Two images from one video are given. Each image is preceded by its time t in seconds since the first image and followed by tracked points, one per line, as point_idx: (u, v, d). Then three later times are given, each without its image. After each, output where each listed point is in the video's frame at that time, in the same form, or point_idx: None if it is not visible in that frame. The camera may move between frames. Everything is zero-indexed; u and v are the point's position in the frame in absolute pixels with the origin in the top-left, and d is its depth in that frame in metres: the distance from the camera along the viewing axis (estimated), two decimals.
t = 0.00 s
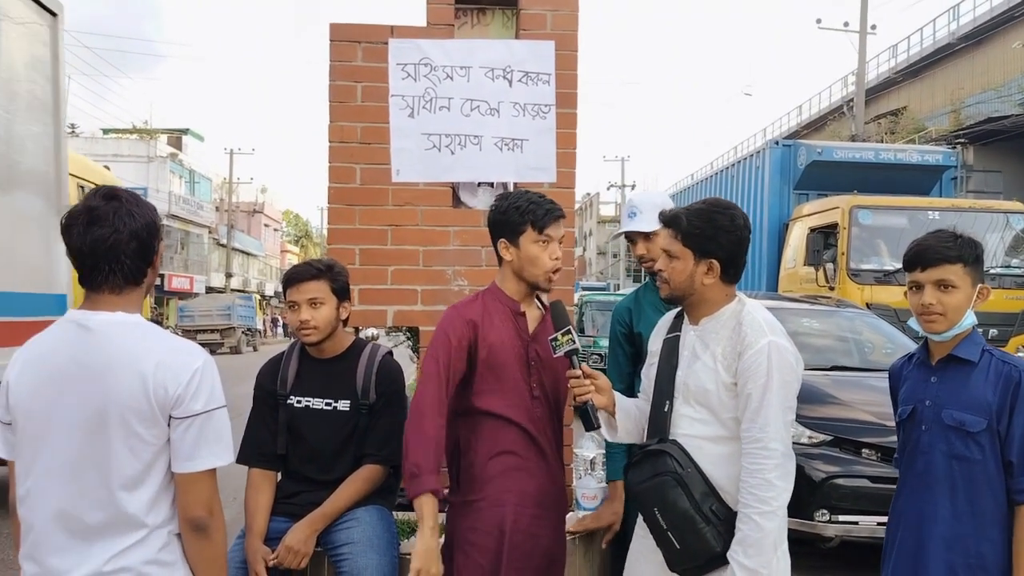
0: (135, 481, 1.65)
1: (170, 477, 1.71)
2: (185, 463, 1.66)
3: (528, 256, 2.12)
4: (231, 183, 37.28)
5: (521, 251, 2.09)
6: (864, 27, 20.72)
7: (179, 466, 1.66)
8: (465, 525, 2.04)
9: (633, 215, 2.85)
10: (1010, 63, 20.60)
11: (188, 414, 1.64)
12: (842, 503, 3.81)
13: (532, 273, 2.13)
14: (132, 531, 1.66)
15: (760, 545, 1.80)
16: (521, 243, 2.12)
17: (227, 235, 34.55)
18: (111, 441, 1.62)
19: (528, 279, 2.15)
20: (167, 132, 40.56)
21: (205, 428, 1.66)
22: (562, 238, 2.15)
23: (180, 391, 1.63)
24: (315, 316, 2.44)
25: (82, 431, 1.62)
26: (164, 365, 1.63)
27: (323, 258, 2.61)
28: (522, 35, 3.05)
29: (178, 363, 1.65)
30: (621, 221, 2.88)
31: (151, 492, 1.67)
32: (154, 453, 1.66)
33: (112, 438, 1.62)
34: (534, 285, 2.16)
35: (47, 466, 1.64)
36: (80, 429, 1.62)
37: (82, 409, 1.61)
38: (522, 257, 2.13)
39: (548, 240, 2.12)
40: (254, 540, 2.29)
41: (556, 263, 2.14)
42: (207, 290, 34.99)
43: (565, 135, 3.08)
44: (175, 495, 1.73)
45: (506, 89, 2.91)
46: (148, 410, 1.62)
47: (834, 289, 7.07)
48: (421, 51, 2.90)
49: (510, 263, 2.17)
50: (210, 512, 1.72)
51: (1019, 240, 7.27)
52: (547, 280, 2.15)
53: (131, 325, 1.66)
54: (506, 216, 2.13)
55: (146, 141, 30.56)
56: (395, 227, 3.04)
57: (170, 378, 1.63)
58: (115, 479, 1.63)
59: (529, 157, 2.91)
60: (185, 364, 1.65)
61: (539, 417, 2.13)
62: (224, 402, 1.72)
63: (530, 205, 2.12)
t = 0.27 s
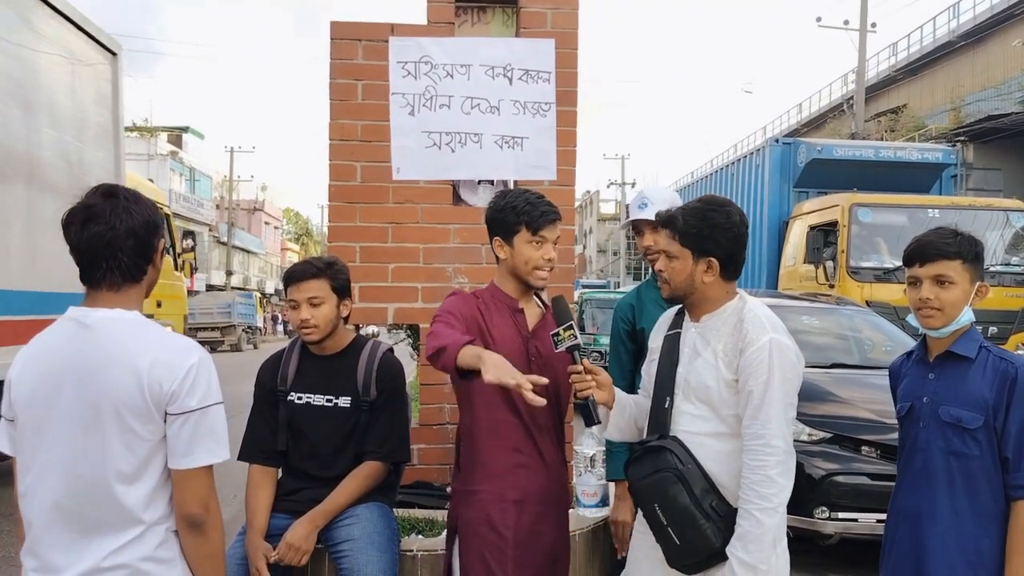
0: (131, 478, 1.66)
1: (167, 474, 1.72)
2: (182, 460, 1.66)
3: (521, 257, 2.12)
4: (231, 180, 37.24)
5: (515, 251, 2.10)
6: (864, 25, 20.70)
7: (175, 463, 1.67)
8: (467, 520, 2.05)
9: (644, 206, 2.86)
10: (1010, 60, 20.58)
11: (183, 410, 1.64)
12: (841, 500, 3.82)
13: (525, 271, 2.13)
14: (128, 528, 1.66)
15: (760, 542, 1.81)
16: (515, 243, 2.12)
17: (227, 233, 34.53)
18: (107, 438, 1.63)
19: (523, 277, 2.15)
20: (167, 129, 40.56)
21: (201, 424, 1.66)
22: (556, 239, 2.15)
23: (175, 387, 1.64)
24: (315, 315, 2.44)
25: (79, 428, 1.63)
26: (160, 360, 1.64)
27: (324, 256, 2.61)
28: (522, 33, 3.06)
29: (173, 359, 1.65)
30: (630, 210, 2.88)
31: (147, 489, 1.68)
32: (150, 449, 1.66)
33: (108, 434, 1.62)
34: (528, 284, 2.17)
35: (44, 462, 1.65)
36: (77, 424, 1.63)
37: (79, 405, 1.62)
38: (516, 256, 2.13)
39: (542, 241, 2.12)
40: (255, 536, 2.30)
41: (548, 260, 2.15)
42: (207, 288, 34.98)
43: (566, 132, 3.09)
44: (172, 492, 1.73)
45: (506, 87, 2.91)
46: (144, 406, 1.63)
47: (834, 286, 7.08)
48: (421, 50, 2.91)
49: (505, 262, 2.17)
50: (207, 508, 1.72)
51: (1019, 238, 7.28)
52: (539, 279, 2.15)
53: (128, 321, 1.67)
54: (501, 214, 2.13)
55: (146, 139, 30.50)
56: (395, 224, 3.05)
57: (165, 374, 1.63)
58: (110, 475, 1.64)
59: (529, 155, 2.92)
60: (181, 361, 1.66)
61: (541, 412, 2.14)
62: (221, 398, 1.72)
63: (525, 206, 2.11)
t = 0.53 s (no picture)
0: (133, 474, 1.66)
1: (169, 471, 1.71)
2: (181, 456, 1.66)
3: (529, 249, 2.13)
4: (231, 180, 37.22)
5: (521, 243, 2.10)
6: (864, 25, 20.72)
7: (175, 459, 1.66)
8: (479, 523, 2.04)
9: (652, 200, 2.85)
10: (1010, 60, 20.60)
11: (183, 406, 1.64)
12: (841, 499, 3.81)
13: (532, 263, 2.13)
14: (130, 524, 1.66)
15: (759, 539, 1.80)
16: (521, 236, 2.12)
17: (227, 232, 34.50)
18: (108, 434, 1.62)
19: (530, 270, 2.15)
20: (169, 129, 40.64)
21: (200, 420, 1.66)
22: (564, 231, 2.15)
23: (175, 382, 1.64)
24: (312, 314, 2.44)
25: (81, 425, 1.63)
26: (160, 357, 1.64)
27: (324, 254, 2.60)
28: (523, 32, 3.06)
29: (173, 355, 1.65)
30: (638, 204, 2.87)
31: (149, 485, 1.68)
32: (151, 445, 1.66)
33: (108, 430, 1.62)
34: (537, 276, 2.16)
35: (46, 459, 1.65)
36: (79, 421, 1.63)
37: (79, 402, 1.62)
38: (522, 249, 2.13)
39: (548, 233, 2.12)
40: (255, 533, 2.30)
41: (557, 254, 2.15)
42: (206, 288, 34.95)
43: (566, 131, 3.09)
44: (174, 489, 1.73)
45: (507, 85, 2.91)
46: (143, 402, 1.62)
47: (834, 286, 7.08)
48: (421, 48, 2.90)
49: (512, 256, 2.18)
50: (208, 504, 1.71)
51: (1019, 237, 7.28)
52: (546, 272, 2.15)
53: (129, 317, 1.67)
54: (507, 210, 2.15)
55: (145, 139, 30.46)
56: (396, 223, 3.05)
57: (165, 369, 1.63)
58: (112, 472, 1.64)
59: (529, 153, 2.92)
60: (181, 357, 1.66)
61: (544, 412, 2.14)
62: (221, 394, 1.72)
63: (530, 199, 2.13)
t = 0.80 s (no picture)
0: (138, 468, 1.66)
1: (175, 464, 1.72)
2: (186, 450, 1.66)
3: (527, 241, 2.13)
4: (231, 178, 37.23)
5: (519, 234, 2.10)
6: (865, 22, 20.70)
7: (179, 453, 1.67)
8: (469, 521, 2.04)
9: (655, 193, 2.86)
10: (1011, 57, 20.59)
11: (188, 400, 1.64)
12: (840, 496, 3.81)
13: (531, 255, 2.14)
14: (135, 517, 1.66)
15: (757, 536, 1.80)
16: (519, 228, 2.13)
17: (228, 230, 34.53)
18: (113, 426, 1.63)
19: (530, 262, 2.16)
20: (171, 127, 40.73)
21: (205, 415, 1.66)
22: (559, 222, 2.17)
23: (179, 376, 1.64)
24: (309, 310, 2.44)
25: (86, 417, 1.63)
26: (165, 350, 1.64)
27: (322, 250, 2.61)
28: (522, 28, 3.06)
29: (177, 349, 1.65)
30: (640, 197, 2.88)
31: (154, 479, 1.68)
32: (155, 439, 1.66)
33: (113, 423, 1.63)
34: (537, 268, 2.17)
35: (52, 451, 1.66)
36: (83, 414, 1.63)
37: (85, 394, 1.62)
38: (521, 241, 2.13)
39: (546, 223, 2.14)
40: (254, 529, 2.30)
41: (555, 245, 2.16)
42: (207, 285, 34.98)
43: (565, 128, 3.09)
44: (179, 482, 1.73)
45: (506, 82, 2.91)
46: (148, 395, 1.63)
47: (834, 283, 7.08)
48: (421, 45, 2.90)
49: (510, 250, 2.18)
50: (216, 499, 1.72)
51: (1019, 235, 7.27)
52: (546, 263, 2.15)
53: (134, 311, 1.68)
54: (501, 204, 2.15)
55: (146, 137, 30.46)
56: (395, 220, 3.05)
57: (170, 363, 1.64)
58: (117, 465, 1.64)
59: (528, 150, 2.92)
60: (186, 351, 1.66)
61: (541, 410, 2.14)
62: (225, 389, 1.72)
63: (524, 190, 2.15)
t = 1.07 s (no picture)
0: (161, 461, 1.66)
1: (197, 458, 1.72)
2: (209, 444, 1.67)
3: (525, 244, 2.12)
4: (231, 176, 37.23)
5: (518, 237, 2.09)
6: (865, 18, 20.67)
7: (203, 448, 1.67)
8: (464, 520, 2.04)
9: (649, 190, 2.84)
10: (1011, 53, 20.55)
11: (213, 394, 1.65)
12: (840, 493, 3.81)
13: (530, 258, 2.13)
14: (158, 510, 1.66)
15: (755, 533, 1.80)
16: (518, 230, 2.12)
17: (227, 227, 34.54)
18: (135, 420, 1.62)
19: (528, 264, 2.15)
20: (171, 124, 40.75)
21: (229, 409, 1.67)
22: (560, 227, 2.15)
23: (205, 369, 1.65)
24: (306, 306, 2.43)
25: (107, 412, 1.62)
26: (189, 344, 1.65)
27: (318, 247, 2.60)
28: (521, 24, 3.05)
29: (201, 344, 1.66)
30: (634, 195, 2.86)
31: (178, 472, 1.68)
32: (179, 432, 1.67)
33: (137, 417, 1.62)
34: (534, 270, 2.16)
35: (74, 445, 1.65)
36: (104, 408, 1.62)
37: (106, 388, 1.61)
38: (519, 243, 2.13)
39: (546, 228, 2.12)
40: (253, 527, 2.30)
41: (553, 250, 2.14)
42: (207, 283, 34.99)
43: (564, 124, 3.07)
44: (201, 476, 1.73)
45: (505, 78, 2.90)
46: (173, 388, 1.63)
47: (834, 280, 7.07)
48: (419, 41, 2.89)
49: (508, 250, 2.17)
50: (238, 493, 1.72)
51: (1019, 231, 7.26)
52: (545, 267, 2.14)
53: (158, 305, 1.68)
54: (504, 202, 2.13)
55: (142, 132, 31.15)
56: (394, 217, 3.04)
57: (195, 357, 1.64)
58: (141, 457, 1.63)
59: (528, 146, 2.91)
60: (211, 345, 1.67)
61: (537, 409, 2.14)
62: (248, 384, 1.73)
63: (529, 192, 2.12)
